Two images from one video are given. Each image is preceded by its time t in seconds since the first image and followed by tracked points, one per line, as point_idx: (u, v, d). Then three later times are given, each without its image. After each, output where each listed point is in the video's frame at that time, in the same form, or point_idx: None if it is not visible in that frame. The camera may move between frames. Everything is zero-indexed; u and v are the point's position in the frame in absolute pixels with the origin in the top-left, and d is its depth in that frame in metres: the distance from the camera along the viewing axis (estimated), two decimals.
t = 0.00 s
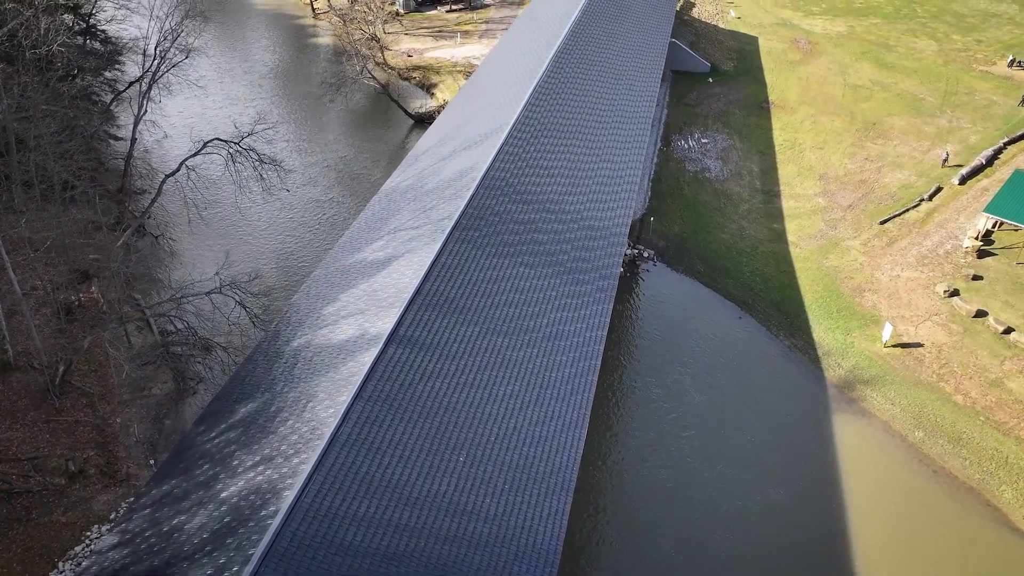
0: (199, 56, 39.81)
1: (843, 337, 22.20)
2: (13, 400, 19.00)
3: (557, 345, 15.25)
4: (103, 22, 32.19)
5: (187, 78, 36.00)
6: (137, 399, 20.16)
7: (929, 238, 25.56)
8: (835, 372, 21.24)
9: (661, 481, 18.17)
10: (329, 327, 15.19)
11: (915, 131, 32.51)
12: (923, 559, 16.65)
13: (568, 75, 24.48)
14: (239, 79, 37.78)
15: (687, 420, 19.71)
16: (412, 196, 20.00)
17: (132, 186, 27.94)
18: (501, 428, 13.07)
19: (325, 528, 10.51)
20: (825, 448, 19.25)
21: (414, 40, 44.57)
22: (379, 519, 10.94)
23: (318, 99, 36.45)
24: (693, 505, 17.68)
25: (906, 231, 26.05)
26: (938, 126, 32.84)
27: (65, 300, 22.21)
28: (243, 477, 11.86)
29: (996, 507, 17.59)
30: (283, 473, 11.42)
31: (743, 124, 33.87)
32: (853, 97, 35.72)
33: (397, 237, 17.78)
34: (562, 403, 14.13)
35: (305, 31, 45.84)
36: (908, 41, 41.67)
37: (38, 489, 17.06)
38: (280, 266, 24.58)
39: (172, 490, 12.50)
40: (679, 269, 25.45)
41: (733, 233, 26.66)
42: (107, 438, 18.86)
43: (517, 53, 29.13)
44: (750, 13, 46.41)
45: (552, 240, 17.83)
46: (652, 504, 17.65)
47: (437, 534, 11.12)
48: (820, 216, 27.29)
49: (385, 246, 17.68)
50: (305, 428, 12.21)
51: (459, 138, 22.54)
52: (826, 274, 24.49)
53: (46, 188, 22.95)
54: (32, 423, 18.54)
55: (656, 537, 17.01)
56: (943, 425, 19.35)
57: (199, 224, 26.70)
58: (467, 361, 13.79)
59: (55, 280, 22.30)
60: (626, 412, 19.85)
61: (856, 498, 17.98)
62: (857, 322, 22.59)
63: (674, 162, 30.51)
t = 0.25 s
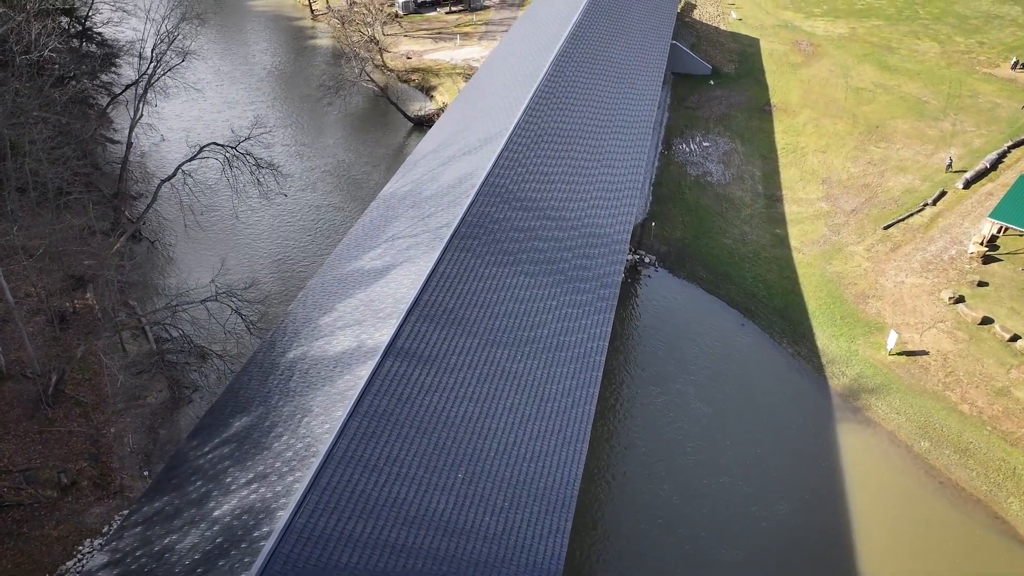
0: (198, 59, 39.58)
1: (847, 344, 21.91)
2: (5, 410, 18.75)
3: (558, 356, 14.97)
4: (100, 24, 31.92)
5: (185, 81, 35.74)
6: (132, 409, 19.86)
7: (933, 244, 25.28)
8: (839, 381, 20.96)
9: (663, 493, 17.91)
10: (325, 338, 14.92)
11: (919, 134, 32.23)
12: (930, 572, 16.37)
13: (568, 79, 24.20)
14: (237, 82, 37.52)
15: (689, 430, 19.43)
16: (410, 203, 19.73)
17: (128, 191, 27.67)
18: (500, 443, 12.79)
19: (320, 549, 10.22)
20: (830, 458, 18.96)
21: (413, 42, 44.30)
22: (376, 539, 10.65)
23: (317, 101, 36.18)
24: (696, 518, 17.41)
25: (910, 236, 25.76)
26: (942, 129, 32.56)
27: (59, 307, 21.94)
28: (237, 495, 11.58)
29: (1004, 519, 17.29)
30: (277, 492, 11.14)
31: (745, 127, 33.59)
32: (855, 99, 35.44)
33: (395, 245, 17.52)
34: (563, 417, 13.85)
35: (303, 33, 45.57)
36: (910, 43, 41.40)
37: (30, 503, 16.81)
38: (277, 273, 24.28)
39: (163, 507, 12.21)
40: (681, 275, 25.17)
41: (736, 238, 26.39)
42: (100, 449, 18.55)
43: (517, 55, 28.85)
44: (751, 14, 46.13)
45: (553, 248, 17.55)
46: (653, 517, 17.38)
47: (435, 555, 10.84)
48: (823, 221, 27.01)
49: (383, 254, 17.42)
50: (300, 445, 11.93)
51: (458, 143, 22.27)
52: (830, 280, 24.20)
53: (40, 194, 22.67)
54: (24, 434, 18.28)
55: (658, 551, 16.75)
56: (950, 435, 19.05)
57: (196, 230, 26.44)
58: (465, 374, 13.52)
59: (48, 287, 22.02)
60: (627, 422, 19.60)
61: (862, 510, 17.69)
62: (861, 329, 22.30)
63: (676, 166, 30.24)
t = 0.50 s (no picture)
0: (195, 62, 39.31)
1: (851, 352, 21.64)
2: None
3: (559, 368, 14.70)
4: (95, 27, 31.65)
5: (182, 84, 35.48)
6: (126, 418, 19.60)
7: (937, 249, 25.01)
8: (843, 389, 20.67)
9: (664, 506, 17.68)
10: (321, 350, 14.64)
11: (922, 138, 31.96)
12: None
13: (568, 83, 23.93)
14: (235, 85, 37.28)
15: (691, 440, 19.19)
16: (408, 210, 19.46)
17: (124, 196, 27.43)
18: (500, 459, 12.52)
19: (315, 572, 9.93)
20: (834, 469, 18.69)
21: (412, 44, 44.02)
22: (372, 561, 10.37)
23: (315, 104, 35.91)
24: (698, 530, 17.19)
25: (914, 241, 25.49)
26: (945, 132, 32.28)
27: (53, 314, 21.69)
28: (230, 514, 11.30)
29: (1011, 532, 17.02)
30: (271, 512, 10.85)
31: (746, 130, 33.32)
32: (858, 102, 35.17)
33: (393, 253, 17.26)
34: (564, 431, 13.59)
35: (302, 35, 45.29)
36: (912, 45, 41.12)
37: (21, 516, 16.64)
38: (274, 280, 24.05)
39: (155, 526, 11.93)
40: (683, 280, 24.89)
41: (738, 243, 26.11)
42: (93, 460, 18.31)
43: (517, 58, 28.58)
44: (752, 16, 45.87)
45: (553, 256, 17.28)
46: (655, 530, 17.15)
47: None
48: (826, 226, 26.73)
49: (381, 262, 17.16)
50: (294, 462, 11.65)
51: (457, 147, 21.99)
52: (833, 286, 23.93)
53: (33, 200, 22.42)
54: (16, 445, 18.10)
55: (660, 565, 16.52)
56: (956, 446, 18.77)
57: (193, 235, 26.19)
58: (464, 387, 13.25)
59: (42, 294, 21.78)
60: (628, 432, 19.35)
61: (867, 523, 17.43)
62: (865, 337, 22.03)
63: (677, 170, 29.98)
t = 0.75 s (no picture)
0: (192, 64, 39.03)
1: (856, 360, 21.35)
2: None
3: (560, 380, 14.42)
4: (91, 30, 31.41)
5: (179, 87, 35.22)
6: (120, 428, 19.34)
7: (942, 255, 24.72)
8: (848, 398, 20.38)
9: (666, 518, 17.44)
10: (317, 362, 14.37)
11: (925, 141, 31.68)
12: None
13: (569, 87, 23.65)
14: (233, 87, 37.02)
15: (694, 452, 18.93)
16: (406, 217, 19.19)
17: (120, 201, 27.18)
18: (499, 475, 12.24)
19: None
20: (839, 480, 18.41)
21: (412, 46, 43.75)
22: None
23: (313, 107, 35.63)
24: (700, 543, 16.94)
25: (918, 246, 25.20)
26: (949, 136, 31.99)
27: (47, 322, 21.42)
28: (222, 534, 11.02)
29: (1020, 545, 16.72)
30: (264, 533, 10.57)
31: (748, 134, 33.04)
32: (860, 105, 34.88)
33: (391, 262, 16.99)
34: (565, 446, 13.30)
35: (300, 37, 45.01)
36: (915, 47, 40.83)
37: (12, 530, 16.37)
38: (271, 286, 23.77)
39: (146, 545, 11.65)
40: (684, 287, 24.61)
41: (740, 249, 25.84)
42: (86, 472, 18.05)
43: (517, 61, 28.31)
44: (754, 17, 45.59)
45: (554, 264, 17.00)
46: (657, 544, 16.90)
47: None
48: (830, 231, 26.45)
49: (378, 271, 16.89)
50: (289, 480, 11.36)
51: (456, 153, 21.72)
52: (837, 293, 23.64)
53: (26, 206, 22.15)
54: (8, 457, 17.85)
55: None
56: (963, 456, 18.48)
57: (189, 241, 25.93)
58: (463, 401, 12.98)
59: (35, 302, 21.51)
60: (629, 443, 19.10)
61: (873, 535, 17.15)
62: (870, 345, 21.74)
63: (679, 174, 29.70)
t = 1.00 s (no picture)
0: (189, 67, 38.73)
1: (860, 368, 21.07)
2: None
3: (561, 393, 14.15)
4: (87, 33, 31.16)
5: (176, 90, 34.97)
6: (114, 438, 19.07)
7: (947, 261, 24.43)
8: (853, 408, 20.10)
9: (668, 532, 17.22)
10: (313, 375, 14.10)
11: (929, 144, 31.39)
12: None
13: (569, 92, 23.37)
14: (230, 90, 36.77)
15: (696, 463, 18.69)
16: (404, 224, 18.91)
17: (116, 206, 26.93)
18: (499, 493, 11.96)
19: None
20: (844, 492, 18.15)
21: (411, 48, 43.47)
22: None
23: (311, 110, 35.36)
24: (703, 558, 16.71)
25: (923, 252, 24.93)
26: (953, 139, 31.70)
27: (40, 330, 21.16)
28: (214, 556, 10.74)
29: None
30: (256, 555, 10.28)
31: (750, 137, 32.77)
32: (863, 108, 34.60)
33: (389, 271, 16.73)
34: (566, 461, 13.01)
35: (299, 39, 44.72)
36: (917, 49, 40.55)
37: (3, 545, 16.10)
38: (266, 295, 23.52)
39: (136, 565, 11.37)
40: (686, 293, 24.33)
41: (742, 254, 25.57)
42: (79, 483, 17.79)
43: (516, 64, 28.04)
44: (755, 19, 45.32)
45: (555, 274, 16.72)
46: (659, 558, 16.70)
47: None
48: (833, 236, 26.18)
49: (376, 280, 16.63)
50: (283, 500, 11.09)
51: (455, 158, 21.45)
52: (841, 300, 23.36)
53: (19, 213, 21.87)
54: None
55: None
56: (970, 468, 18.21)
57: (185, 247, 25.67)
58: (462, 416, 12.70)
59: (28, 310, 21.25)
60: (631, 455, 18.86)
61: (878, 548, 16.88)
62: (874, 352, 21.46)
63: (680, 178, 29.43)
